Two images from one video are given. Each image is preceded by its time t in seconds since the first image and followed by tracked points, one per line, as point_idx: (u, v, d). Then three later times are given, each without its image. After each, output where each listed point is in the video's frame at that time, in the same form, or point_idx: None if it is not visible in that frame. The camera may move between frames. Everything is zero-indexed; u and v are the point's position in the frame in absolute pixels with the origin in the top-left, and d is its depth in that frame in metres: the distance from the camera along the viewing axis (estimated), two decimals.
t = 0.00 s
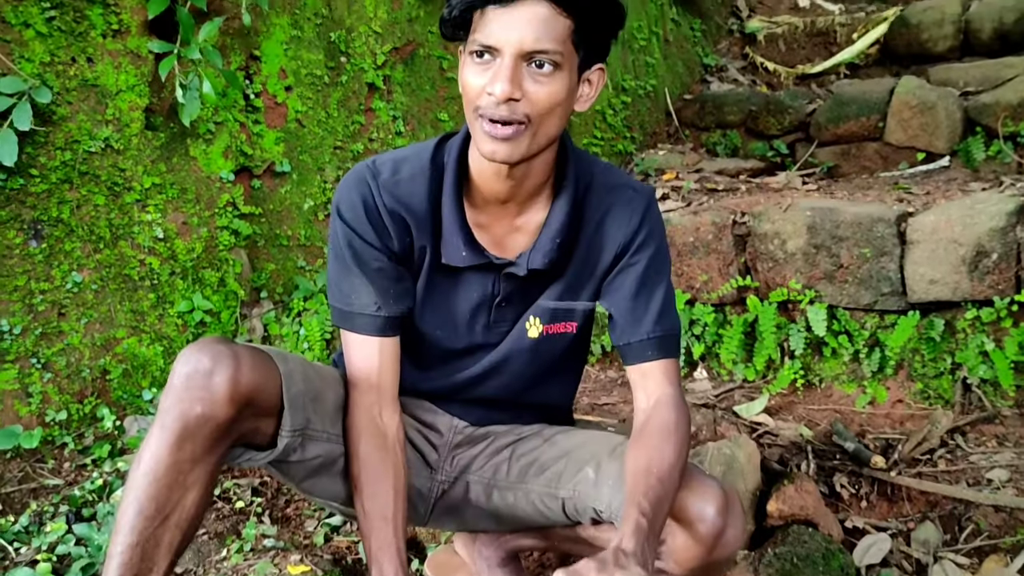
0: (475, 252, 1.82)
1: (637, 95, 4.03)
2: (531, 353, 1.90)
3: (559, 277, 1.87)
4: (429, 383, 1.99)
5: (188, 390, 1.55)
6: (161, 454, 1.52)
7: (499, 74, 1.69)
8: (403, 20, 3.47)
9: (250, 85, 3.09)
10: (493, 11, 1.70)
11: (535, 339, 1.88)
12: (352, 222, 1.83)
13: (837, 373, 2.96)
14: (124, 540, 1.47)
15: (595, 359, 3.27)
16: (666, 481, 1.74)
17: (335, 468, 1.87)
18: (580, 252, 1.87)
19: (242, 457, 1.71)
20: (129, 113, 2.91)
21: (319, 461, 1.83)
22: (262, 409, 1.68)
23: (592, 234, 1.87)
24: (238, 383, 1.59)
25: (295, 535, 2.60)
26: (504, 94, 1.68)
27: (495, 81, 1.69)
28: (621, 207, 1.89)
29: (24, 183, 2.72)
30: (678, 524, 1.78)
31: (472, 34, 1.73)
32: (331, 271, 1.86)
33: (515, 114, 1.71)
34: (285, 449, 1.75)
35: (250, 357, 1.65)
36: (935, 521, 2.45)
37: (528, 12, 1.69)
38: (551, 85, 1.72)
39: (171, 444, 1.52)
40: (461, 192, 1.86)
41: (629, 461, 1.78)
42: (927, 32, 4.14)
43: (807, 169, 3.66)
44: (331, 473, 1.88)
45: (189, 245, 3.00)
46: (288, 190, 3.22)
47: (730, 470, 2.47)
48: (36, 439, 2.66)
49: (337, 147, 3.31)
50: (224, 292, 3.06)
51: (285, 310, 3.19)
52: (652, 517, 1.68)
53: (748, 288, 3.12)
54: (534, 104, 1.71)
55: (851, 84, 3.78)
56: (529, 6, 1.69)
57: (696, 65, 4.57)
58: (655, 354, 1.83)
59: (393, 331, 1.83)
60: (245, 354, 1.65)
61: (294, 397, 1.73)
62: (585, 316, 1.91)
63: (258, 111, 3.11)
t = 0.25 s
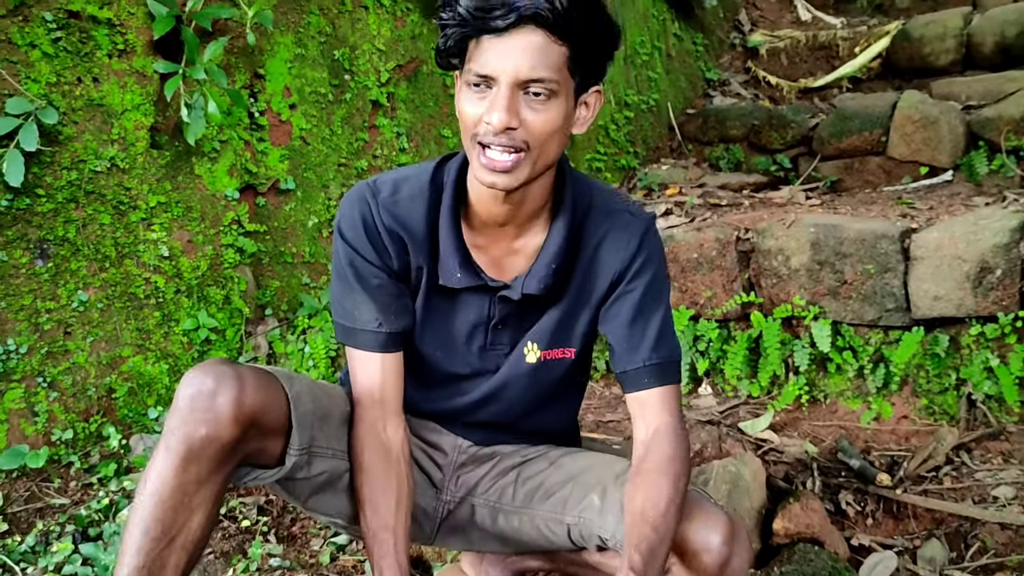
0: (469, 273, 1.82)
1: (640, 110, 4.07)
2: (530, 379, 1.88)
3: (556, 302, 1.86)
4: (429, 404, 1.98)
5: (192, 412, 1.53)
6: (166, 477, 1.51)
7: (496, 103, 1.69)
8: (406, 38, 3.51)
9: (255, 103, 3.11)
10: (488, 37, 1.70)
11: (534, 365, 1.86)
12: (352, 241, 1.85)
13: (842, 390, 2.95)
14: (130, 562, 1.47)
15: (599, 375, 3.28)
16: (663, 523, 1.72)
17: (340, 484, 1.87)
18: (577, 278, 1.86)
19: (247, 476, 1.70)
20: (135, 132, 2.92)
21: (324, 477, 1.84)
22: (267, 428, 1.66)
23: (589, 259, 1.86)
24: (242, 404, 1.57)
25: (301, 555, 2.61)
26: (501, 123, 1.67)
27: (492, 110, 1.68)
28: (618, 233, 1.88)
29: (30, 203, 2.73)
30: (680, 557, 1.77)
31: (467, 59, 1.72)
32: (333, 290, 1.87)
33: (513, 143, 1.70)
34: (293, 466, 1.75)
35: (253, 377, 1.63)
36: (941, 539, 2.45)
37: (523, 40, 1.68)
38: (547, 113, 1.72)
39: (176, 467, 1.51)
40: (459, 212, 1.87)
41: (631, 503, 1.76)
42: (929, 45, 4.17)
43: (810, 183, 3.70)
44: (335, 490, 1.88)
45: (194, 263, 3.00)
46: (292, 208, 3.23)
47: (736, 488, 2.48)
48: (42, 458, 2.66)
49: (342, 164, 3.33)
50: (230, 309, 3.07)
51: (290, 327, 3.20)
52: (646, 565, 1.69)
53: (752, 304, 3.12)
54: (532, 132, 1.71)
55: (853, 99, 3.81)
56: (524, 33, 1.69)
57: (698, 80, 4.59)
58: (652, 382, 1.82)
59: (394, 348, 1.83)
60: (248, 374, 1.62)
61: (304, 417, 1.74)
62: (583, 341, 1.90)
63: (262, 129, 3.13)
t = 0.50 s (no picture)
0: (464, 290, 1.82)
1: (643, 120, 4.15)
2: (527, 396, 1.88)
3: (552, 320, 1.84)
4: (430, 417, 1.99)
5: (191, 426, 1.52)
6: (165, 490, 1.49)
7: (511, 156, 1.61)
8: (409, 51, 3.54)
9: (258, 116, 3.12)
10: (499, 90, 1.57)
11: (531, 382, 1.86)
12: (350, 256, 1.85)
13: (845, 401, 2.95)
14: None
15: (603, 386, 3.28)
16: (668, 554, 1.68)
17: (341, 496, 1.86)
18: (573, 295, 1.85)
19: (247, 489, 1.68)
20: (139, 146, 2.94)
21: (325, 488, 1.82)
22: (267, 442, 1.65)
23: (584, 277, 1.85)
24: (241, 418, 1.56)
25: (305, 568, 2.61)
26: (517, 177, 1.62)
27: (510, 158, 1.61)
28: (614, 250, 1.86)
29: (36, 217, 2.75)
30: None
31: (474, 108, 1.61)
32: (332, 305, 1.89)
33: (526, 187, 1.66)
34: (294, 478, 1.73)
35: (252, 391, 1.62)
36: (946, 551, 2.44)
37: (538, 91, 1.56)
38: (559, 155, 1.66)
39: (175, 480, 1.49)
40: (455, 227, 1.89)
41: (639, 536, 1.72)
42: (931, 55, 4.17)
43: (813, 193, 3.72)
44: (335, 501, 1.86)
45: (198, 276, 3.01)
46: (296, 220, 3.24)
47: (740, 500, 2.48)
48: (47, 471, 2.66)
49: (345, 177, 3.34)
50: (234, 322, 3.08)
51: (294, 340, 3.19)
52: None
53: (754, 315, 3.14)
54: (546, 176, 1.66)
55: (855, 109, 3.82)
56: (539, 84, 1.56)
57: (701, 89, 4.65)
58: (648, 401, 1.78)
59: (393, 359, 1.84)
60: (247, 388, 1.61)
61: (305, 428, 1.73)
62: (580, 358, 1.89)
63: (266, 142, 3.14)
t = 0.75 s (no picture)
0: (465, 310, 1.82)
1: (646, 133, 4.19)
2: (528, 414, 1.88)
3: (552, 339, 1.85)
4: (433, 434, 2.00)
5: (195, 441, 1.53)
6: (171, 504, 1.49)
7: (510, 186, 1.61)
8: (413, 64, 3.58)
9: (263, 131, 3.13)
10: (497, 125, 1.55)
11: (532, 401, 1.86)
12: (351, 277, 1.87)
13: (850, 413, 2.95)
14: None
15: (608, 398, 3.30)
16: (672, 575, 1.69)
17: (345, 511, 1.88)
18: (571, 316, 1.85)
19: (252, 504, 1.69)
20: (144, 161, 2.95)
21: (329, 503, 1.84)
22: (270, 457, 1.65)
23: (583, 296, 1.85)
24: (245, 432, 1.56)
25: None
26: (516, 206, 1.62)
27: (510, 190, 1.61)
28: (613, 269, 1.86)
29: (41, 232, 2.75)
30: None
31: (472, 143, 1.59)
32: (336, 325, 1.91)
33: (525, 213, 1.66)
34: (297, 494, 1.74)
35: (256, 407, 1.62)
36: (952, 564, 2.42)
37: (537, 126, 1.54)
38: (558, 182, 1.64)
39: (180, 494, 1.50)
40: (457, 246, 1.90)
41: (639, 563, 1.72)
42: (932, 66, 4.18)
43: (816, 205, 3.80)
44: (338, 516, 1.88)
45: (203, 290, 3.02)
46: (300, 234, 3.25)
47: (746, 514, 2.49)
48: (52, 486, 2.66)
49: (349, 191, 3.36)
50: (239, 336, 3.08)
51: (298, 354, 3.19)
52: None
53: (759, 327, 3.14)
54: (546, 202, 1.65)
55: (858, 120, 3.85)
56: (538, 119, 1.53)
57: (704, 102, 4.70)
58: (646, 420, 1.78)
59: (396, 379, 1.86)
60: (251, 404, 1.62)
61: (309, 445, 1.73)
62: (580, 377, 1.89)
63: (271, 156, 3.16)
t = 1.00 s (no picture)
0: (485, 355, 1.81)
1: (660, 167, 4.37)
2: (549, 457, 1.86)
3: (572, 382, 1.82)
4: (453, 479, 1.99)
5: (215, 484, 1.50)
6: (192, 548, 1.48)
7: (524, 194, 1.61)
8: (429, 103, 3.66)
9: (281, 171, 3.21)
10: (512, 127, 1.61)
11: (552, 444, 1.83)
12: (368, 327, 1.87)
13: (869, 448, 2.94)
14: None
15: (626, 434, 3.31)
16: None
17: (366, 555, 1.80)
18: (592, 357, 1.82)
19: (270, 548, 1.65)
20: (165, 202, 2.98)
21: (349, 548, 1.76)
22: (290, 499, 1.62)
23: (604, 338, 1.83)
24: (264, 475, 1.53)
25: None
26: (530, 216, 1.59)
27: (522, 201, 1.60)
28: (634, 311, 1.83)
29: (63, 274, 2.78)
30: None
31: (487, 146, 1.64)
32: (354, 375, 1.91)
33: (540, 230, 1.62)
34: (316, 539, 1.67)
35: (275, 448, 1.59)
36: None
37: (551, 130, 1.60)
38: (574, 199, 1.64)
39: (201, 538, 1.48)
40: (475, 290, 1.88)
41: None
42: (946, 100, 4.29)
43: (831, 239, 3.86)
44: (359, 562, 1.80)
45: (222, 329, 3.02)
46: (318, 272, 3.28)
47: (767, 551, 2.42)
48: (74, 527, 2.59)
49: (366, 230, 3.42)
50: (257, 375, 3.08)
51: (317, 393, 3.20)
52: None
53: (776, 363, 3.18)
54: (560, 219, 1.63)
55: (872, 155, 3.98)
56: (551, 122, 1.60)
57: (718, 137, 4.90)
58: (669, 463, 1.75)
59: (415, 431, 1.86)
60: (270, 446, 1.59)
61: (325, 489, 1.67)
62: (601, 420, 1.86)
63: (288, 197, 3.22)
